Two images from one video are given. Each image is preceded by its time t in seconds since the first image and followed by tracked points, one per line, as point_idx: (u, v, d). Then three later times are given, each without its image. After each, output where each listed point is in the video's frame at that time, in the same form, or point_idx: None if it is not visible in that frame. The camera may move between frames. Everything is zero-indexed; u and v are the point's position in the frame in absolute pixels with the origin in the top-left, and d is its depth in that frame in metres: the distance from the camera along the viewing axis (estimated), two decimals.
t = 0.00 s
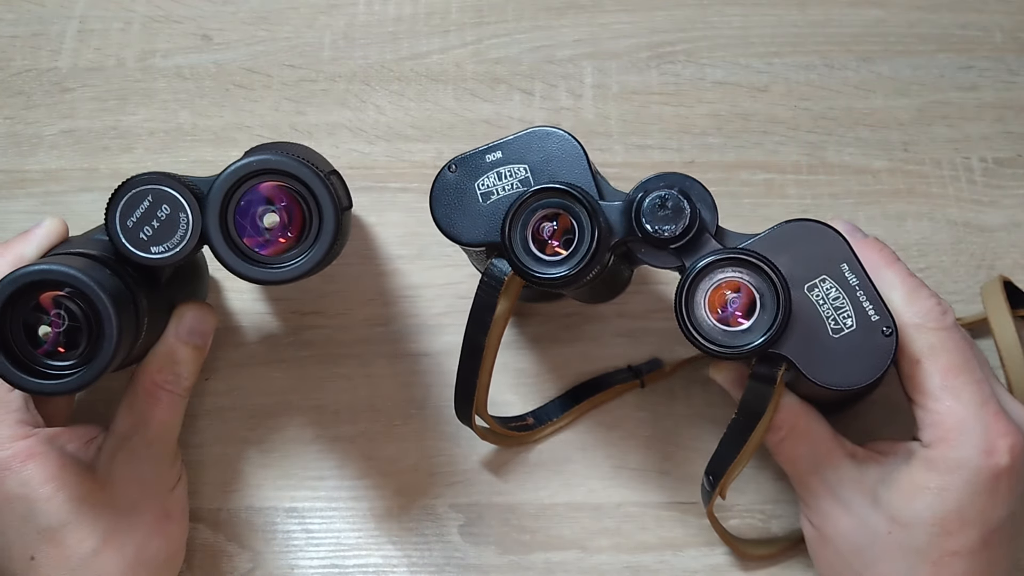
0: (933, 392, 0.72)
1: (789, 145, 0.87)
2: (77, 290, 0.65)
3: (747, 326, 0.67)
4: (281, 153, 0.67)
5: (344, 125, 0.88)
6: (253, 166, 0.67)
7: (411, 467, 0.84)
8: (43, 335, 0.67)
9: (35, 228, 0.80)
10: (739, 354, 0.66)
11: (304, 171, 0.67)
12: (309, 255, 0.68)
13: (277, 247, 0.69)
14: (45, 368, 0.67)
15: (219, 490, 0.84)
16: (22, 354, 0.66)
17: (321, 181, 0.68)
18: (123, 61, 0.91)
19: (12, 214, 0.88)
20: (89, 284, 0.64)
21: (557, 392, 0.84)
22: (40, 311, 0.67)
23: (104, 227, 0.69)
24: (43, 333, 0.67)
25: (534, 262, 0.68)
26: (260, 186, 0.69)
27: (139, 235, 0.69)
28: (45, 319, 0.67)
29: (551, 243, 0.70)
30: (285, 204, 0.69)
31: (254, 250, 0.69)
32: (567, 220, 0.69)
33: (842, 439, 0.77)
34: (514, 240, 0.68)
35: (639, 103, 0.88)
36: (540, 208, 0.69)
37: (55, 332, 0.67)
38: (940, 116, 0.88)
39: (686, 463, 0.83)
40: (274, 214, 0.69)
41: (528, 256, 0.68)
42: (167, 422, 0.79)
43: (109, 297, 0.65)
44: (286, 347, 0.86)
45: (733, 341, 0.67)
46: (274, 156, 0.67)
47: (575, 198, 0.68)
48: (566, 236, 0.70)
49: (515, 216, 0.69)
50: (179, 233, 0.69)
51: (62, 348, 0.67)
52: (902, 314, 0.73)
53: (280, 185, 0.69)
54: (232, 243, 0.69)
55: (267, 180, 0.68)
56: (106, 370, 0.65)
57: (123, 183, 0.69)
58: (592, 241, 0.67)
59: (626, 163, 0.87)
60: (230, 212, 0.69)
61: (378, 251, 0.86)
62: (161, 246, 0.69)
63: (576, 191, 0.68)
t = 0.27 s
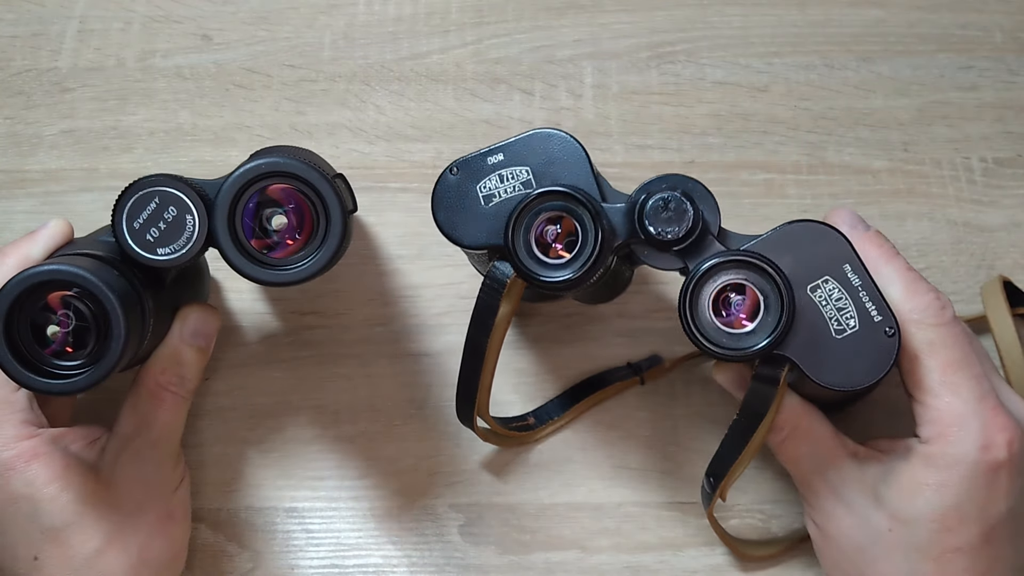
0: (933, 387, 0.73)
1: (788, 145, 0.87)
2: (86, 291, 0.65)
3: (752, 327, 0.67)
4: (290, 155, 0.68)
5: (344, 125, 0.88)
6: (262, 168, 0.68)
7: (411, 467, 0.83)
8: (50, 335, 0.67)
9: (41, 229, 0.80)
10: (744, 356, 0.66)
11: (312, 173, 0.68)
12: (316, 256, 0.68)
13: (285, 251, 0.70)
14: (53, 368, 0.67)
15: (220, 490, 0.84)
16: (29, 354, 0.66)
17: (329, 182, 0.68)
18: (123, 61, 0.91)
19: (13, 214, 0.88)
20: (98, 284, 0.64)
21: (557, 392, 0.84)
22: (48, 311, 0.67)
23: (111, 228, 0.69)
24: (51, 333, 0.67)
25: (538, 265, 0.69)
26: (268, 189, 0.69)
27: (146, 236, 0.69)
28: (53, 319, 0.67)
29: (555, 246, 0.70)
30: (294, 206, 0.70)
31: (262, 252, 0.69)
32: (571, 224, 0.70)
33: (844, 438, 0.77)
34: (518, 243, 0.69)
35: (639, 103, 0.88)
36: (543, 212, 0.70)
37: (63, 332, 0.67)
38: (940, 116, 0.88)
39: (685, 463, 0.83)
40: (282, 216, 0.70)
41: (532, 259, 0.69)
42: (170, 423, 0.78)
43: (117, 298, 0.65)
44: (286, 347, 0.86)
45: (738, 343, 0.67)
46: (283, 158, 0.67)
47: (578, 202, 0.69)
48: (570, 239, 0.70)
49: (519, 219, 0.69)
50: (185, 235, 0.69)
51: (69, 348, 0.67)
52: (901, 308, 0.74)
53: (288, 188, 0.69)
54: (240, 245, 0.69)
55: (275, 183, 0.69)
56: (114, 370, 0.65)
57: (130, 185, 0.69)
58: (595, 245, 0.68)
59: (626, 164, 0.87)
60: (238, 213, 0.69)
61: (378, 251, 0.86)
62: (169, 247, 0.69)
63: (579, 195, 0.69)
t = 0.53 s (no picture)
0: (925, 384, 0.72)
1: (788, 145, 0.87)
2: (90, 290, 0.66)
3: (747, 340, 0.68)
4: (293, 156, 0.68)
5: (344, 125, 0.88)
6: (266, 168, 0.68)
7: (411, 467, 0.84)
8: (54, 333, 0.67)
9: (44, 229, 0.80)
10: (739, 370, 0.67)
11: (315, 173, 0.67)
12: (320, 255, 0.68)
13: (289, 250, 0.70)
14: (56, 367, 0.67)
15: (220, 490, 0.84)
16: (33, 352, 0.66)
17: (331, 181, 0.68)
18: (122, 61, 0.91)
19: (13, 214, 0.88)
20: (102, 283, 0.65)
21: (557, 392, 0.84)
22: (52, 310, 0.67)
23: (114, 228, 0.69)
24: (54, 331, 0.67)
25: (533, 278, 0.68)
26: (270, 189, 0.69)
27: (149, 236, 0.69)
28: (57, 318, 0.67)
29: (550, 259, 0.70)
30: (297, 206, 0.70)
31: (265, 251, 0.70)
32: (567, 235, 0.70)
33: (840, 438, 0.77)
34: (513, 256, 0.69)
35: (639, 103, 0.88)
36: (538, 224, 0.69)
37: (67, 331, 0.67)
38: (940, 116, 0.88)
39: (685, 463, 0.83)
40: (285, 216, 0.70)
41: (527, 272, 0.68)
42: (172, 423, 0.79)
43: (121, 297, 0.65)
44: (286, 347, 0.86)
45: (734, 355, 0.67)
46: (286, 159, 0.67)
47: (573, 214, 0.68)
48: (565, 252, 0.70)
49: (514, 231, 0.69)
50: (188, 236, 0.69)
51: (73, 347, 0.67)
52: (893, 304, 0.73)
53: (291, 188, 0.69)
54: (243, 244, 0.69)
55: (278, 183, 0.69)
56: (117, 369, 0.65)
57: (133, 185, 0.69)
58: (590, 260, 0.68)
59: (626, 164, 0.87)
60: (241, 212, 0.69)
61: (378, 251, 0.86)
62: (172, 247, 0.69)
63: (574, 208, 0.68)
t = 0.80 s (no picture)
0: (919, 366, 0.73)
1: (789, 145, 0.87)
2: (78, 290, 0.66)
3: (748, 337, 0.67)
4: (280, 150, 0.68)
5: (344, 125, 0.88)
6: (251, 163, 0.68)
7: (411, 467, 0.83)
8: (44, 334, 0.67)
9: (36, 231, 0.80)
10: (740, 367, 0.66)
11: (302, 166, 0.67)
12: (309, 251, 0.68)
13: (276, 243, 0.69)
14: (46, 367, 0.67)
15: (219, 490, 0.84)
16: (23, 353, 0.67)
17: (319, 175, 0.68)
18: (123, 61, 0.91)
19: (13, 214, 0.88)
20: (89, 283, 0.64)
21: (557, 392, 0.84)
22: (41, 311, 0.67)
23: (104, 228, 0.69)
24: (44, 332, 0.67)
25: (533, 276, 0.68)
26: (258, 183, 0.69)
27: (139, 235, 0.69)
28: (46, 319, 0.67)
29: (551, 258, 0.70)
30: (285, 200, 0.69)
31: (253, 245, 0.69)
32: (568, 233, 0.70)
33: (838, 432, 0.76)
34: (513, 254, 0.69)
35: (639, 103, 0.88)
36: (540, 222, 0.69)
37: (56, 332, 0.67)
38: (940, 116, 0.88)
39: (685, 463, 0.83)
40: (273, 210, 0.70)
41: (527, 269, 0.68)
42: (168, 424, 0.79)
43: (110, 296, 0.65)
44: (286, 347, 0.86)
45: (734, 353, 0.67)
46: (273, 153, 0.68)
47: (575, 213, 0.69)
48: (565, 251, 0.70)
49: (515, 229, 0.69)
50: (178, 233, 0.69)
51: (62, 348, 0.67)
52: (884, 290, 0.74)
53: (278, 182, 0.69)
54: (231, 238, 0.69)
55: (265, 178, 0.69)
56: (106, 369, 0.65)
57: (122, 184, 0.69)
58: (591, 257, 0.68)
59: (626, 164, 0.87)
60: (229, 207, 0.69)
61: (378, 251, 0.86)
62: (161, 246, 0.69)
63: (576, 207, 0.69)
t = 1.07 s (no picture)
0: (919, 363, 0.73)
1: (788, 145, 0.87)
2: (82, 289, 0.66)
3: (750, 334, 0.67)
4: (281, 149, 0.68)
5: (344, 125, 0.88)
6: (254, 162, 0.68)
7: (411, 467, 0.84)
8: (46, 333, 0.67)
9: (37, 231, 0.80)
10: (742, 363, 0.66)
11: (303, 164, 0.68)
12: (310, 250, 0.68)
13: (278, 242, 0.70)
14: (49, 366, 0.67)
15: (220, 490, 0.84)
16: (25, 352, 0.66)
17: (322, 175, 0.68)
18: (122, 61, 0.91)
19: (13, 214, 0.88)
20: (93, 282, 0.64)
21: (557, 392, 0.84)
22: (44, 309, 0.67)
23: (106, 227, 0.69)
24: (46, 331, 0.67)
25: (535, 272, 0.68)
26: (260, 183, 0.69)
27: (141, 235, 0.69)
28: (49, 317, 0.67)
29: (552, 254, 0.70)
30: (286, 199, 0.69)
31: (254, 245, 0.69)
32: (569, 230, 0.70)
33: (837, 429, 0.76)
34: (514, 250, 0.68)
35: (640, 103, 0.88)
36: (540, 219, 0.69)
37: (59, 330, 0.67)
38: (940, 116, 0.88)
39: (685, 463, 0.83)
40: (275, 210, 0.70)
41: (529, 266, 0.68)
42: (169, 423, 0.79)
43: (113, 296, 0.65)
44: (286, 347, 0.86)
45: (736, 350, 0.66)
46: (274, 152, 0.68)
47: (576, 209, 0.68)
48: (566, 248, 0.70)
49: (516, 226, 0.69)
50: (181, 233, 0.69)
51: (65, 347, 0.67)
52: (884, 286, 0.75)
53: (280, 182, 0.69)
54: (234, 238, 0.69)
55: (268, 177, 0.69)
56: (109, 369, 0.65)
57: (124, 184, 0.69)
58: (592, 253, 0.68)
59: (626, 164, 0.87)
60: (232, 207, 0.69)
61: (378, 251, 0.86)
62: (164, 246, 0.69)
63: (576, 203, 0.68)
